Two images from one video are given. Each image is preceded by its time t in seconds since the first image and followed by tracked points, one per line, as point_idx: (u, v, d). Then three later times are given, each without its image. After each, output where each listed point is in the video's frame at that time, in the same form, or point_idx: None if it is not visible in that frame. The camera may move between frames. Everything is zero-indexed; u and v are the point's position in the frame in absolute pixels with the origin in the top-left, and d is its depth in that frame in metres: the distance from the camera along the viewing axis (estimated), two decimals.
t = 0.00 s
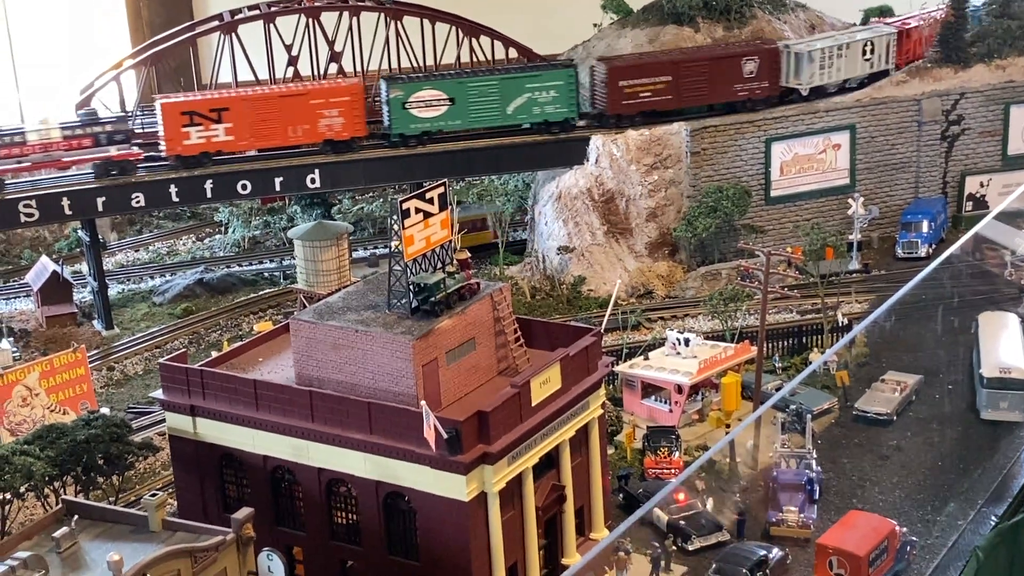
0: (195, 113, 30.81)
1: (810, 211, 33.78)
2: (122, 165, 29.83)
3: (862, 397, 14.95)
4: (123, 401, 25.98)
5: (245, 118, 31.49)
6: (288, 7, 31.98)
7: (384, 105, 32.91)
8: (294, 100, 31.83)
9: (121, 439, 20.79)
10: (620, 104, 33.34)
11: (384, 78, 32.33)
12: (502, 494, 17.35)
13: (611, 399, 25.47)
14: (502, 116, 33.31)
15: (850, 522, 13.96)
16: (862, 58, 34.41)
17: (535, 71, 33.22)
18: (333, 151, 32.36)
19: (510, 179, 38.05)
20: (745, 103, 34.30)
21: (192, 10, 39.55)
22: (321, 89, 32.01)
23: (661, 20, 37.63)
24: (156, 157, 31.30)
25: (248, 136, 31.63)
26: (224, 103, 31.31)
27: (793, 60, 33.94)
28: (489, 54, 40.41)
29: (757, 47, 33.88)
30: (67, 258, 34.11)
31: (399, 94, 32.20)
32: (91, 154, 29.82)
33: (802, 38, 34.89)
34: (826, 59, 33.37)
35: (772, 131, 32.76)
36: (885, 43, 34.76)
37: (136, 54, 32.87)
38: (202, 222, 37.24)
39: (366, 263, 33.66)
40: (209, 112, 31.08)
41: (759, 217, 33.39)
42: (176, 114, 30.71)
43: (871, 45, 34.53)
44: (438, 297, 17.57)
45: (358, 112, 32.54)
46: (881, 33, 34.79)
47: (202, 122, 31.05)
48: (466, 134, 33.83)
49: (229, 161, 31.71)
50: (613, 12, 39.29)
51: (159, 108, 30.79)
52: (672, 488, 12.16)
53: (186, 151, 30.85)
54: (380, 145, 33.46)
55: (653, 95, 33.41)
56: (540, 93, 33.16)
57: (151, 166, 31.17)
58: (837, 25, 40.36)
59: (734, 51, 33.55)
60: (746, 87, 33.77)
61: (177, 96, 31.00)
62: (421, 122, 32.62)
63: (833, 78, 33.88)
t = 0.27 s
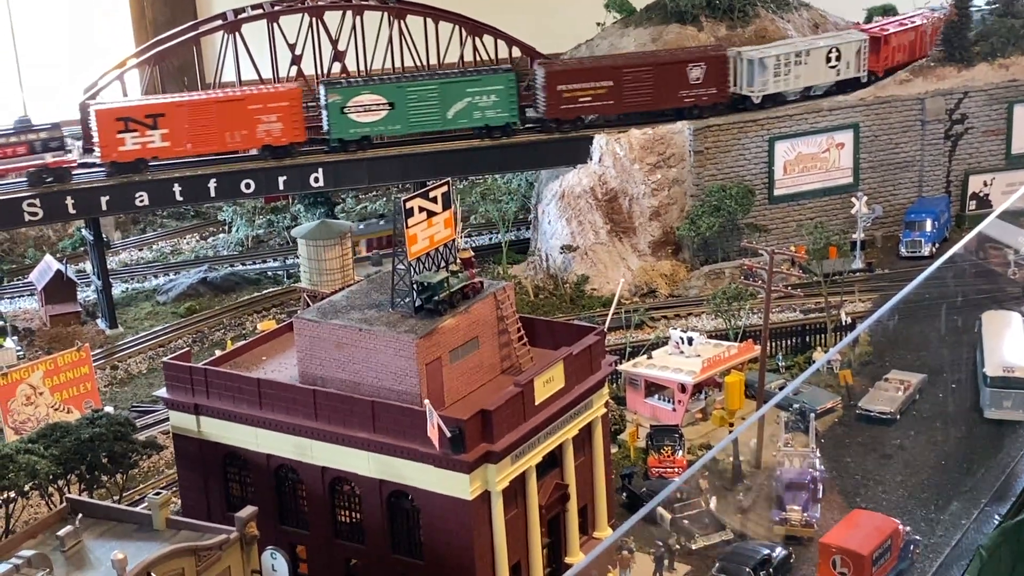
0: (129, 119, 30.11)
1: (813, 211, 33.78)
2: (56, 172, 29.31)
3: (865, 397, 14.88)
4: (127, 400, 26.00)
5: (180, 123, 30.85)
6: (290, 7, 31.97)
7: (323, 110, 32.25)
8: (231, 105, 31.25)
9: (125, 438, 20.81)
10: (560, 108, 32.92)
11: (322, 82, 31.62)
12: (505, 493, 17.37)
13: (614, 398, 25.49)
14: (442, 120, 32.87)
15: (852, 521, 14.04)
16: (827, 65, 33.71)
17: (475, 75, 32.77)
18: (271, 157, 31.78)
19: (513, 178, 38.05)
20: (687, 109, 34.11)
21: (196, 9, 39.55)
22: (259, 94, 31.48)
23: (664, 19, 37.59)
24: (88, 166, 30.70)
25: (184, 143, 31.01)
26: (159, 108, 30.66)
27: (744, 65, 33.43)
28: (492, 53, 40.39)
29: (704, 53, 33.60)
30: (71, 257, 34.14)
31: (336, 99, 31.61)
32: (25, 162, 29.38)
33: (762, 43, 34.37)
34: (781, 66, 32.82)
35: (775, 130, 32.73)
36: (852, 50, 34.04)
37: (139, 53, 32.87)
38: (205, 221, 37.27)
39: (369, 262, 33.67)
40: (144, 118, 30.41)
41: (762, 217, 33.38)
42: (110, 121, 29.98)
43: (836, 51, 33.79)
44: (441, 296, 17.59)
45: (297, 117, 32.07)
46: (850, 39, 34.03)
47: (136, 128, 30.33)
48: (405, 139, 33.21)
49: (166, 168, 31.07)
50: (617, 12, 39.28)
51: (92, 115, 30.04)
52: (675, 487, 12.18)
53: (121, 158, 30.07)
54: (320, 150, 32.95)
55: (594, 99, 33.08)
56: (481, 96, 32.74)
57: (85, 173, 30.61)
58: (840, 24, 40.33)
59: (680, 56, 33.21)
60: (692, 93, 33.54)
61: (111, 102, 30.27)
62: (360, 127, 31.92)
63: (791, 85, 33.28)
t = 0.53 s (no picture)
0: (60, 126, 29.60)
1: (816, 210, 33.74)
2: None
3: (868, 397, 14.85)
4: (130, 400, 25.99)
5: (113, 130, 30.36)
6: (293, 6, 31.96)
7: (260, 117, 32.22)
8: (166, 111, 30.83)
9: (128, 437, 20.80)
10: (500, 113, 33.12)
11: (258, 87, 31.54)
12: (508, 493, 17.36)
13: (616, 397, 25.43)
14: (382, 126, 32.63)
15: (855, 521, 13.97)
16: (783, 73, 33.47)
17: (414, 79, 32.67)
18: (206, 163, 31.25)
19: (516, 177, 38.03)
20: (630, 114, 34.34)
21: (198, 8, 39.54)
22: (193, 99, 31.00)
23: (667, 18, 37.51)
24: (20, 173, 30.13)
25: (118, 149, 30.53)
26: (91, 114, 30.17)
27: (689, 72, 33.48)
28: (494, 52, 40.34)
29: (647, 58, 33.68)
30: (73, 256, 34.15)
31: (272, 104, 31.50)
32: None
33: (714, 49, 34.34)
34: (729, 72, 32.83)
35: (778, 130, 32.70)
36: (811, 58, 33.79)
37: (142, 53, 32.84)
38: (208, 220, 37.26)
39: (372, 261, 33.63)
40: (76, 125, 29.93)
41: (764, 216, 33.34)
42: (40, 129, 29.45)
43: (793, 58, 33.54)
44: (443, 295, 17.59)
45: (232, 122, 31.57)
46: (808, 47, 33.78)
47: (69, 135, 29.90)
48: (345, 145, 33.02)
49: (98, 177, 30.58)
50: (619, 11, 39.24)
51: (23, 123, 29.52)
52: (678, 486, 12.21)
53: (54, 165, 29.50)
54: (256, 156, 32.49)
55: (532, 104, 33.35)
56: (420, 101, 32.65)
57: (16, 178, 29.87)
58: (843, 23, 40.28)
59: (622, 61, 33.38)
60: (633, 99, 33.78)
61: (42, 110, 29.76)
62: (300, 132, 31.83)
63: (740, 92, 33.26)
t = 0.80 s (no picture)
0: None
1: (819, 209, 33.70)
2: None
3: (870, 395, 14.84)
4: (133, 398, 26.01)
5: (50, 136, 29.70)
6: (296, 4, 31.96)
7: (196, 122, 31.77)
8: (102, 116, 30.09)
9: (130, 436, 20.82)
10: (439, 117, 32.91)
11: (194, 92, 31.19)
12: (510, 491, 17.36)
13: (619, 396, 25.36)
14: (320, 131, 32.39)
15: (857, 520, 14.02)
16: (732, 80, 33.30)
17: (353, 83, 32.29)
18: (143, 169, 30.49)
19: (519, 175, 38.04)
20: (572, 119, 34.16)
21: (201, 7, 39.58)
22: (130, 104, 30.26)
23: (670, 16, 37.42)
24: None
25: (54, 156, 29.85)
26: (25, 121, 29.53)
27: (633, 78, 33.46)
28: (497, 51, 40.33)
29: (587, 62, 33.55)
30: (76, 255, 34.19)
31: (209, 108, 31.20)
32: None
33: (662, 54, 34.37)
34: (673, 78, 32.89)
35: (782, 128, 32.67)
36: (763, 65, 33.57)
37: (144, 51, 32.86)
38: (211, 218, 37.30)
39: (375, 260, 33.62)
40: (9, 131, 29.28)
41: (768, 214, 33.31)
42: None
43: (743, 64, 33.30)
44: (446, 294, 17.60)
45: (171, 127, 30.77)
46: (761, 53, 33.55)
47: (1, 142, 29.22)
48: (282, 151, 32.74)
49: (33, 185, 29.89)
50: (622, 9, 39.23)
51: None
52: (680, 485, 12.19)
53: None
54: (195, 162, 31.84)
55: (473, 108, 32.99)
56: (360, 105, 32.16)
57: None
58: (846, 21, 40.26)
59: (562, 65, 33.31)
60: (575, 103, 33.62)
61: None
62: (236, 137, 31.51)
63: (685, 98, 33.27)
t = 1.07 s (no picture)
0: None
1: (821, 208, 33.70)
2: None
3: (872, 394, 14.82)
4: (135, 398, 26.02)
5: None
6: (298, 4, 31.97)
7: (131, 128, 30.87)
8: (37, 123, 29.21)
9: (132, 435, 20.84)
10: (378, 123, 31.91)
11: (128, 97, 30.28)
12: (512, 491, 17.37)
13: (622, 396, 25.36)
14: (258, 136, 31.70)
15: (858, 520, 14.03)
16: (677, 88, 32.66)
17: (290, 88, 31.69)
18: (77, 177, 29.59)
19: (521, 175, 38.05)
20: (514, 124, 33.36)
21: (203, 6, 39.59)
22: (65, 110, 29.42)
23: (672, 16, 37.43)
24: None
25: None
26: None
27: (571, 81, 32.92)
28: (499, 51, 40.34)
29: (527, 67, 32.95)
30: (79, 254, 34.21)
31: (144, 114, 30.28)
32: None
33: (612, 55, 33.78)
34: (613, 85, 32.26)
35: (784, 128, 32.67)
36: (710, 73, 32.72)
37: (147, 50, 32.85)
38: (213, 218, 37.33)
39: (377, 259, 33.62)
40: None
41: (770, 214, 33.31)
42: None
43: (688, 71, 32.52)
44: (448, 294, 17.62)
45: (107, 134, 29.94)
46: (708, 60, 32.67)
47: None
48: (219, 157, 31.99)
49: None
50: (624, 9, 39.23)
51: None
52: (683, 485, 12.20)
53: None
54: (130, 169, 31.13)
55: (411, 113, 32.11)
56: (297, 111, 31.59)
57: None
58: (848, 21, 40.25)
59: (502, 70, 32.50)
60: (516, 108, 32.82)
61: None
62: (171, 143, 30.75)
63: (626, 104, 32.81)
